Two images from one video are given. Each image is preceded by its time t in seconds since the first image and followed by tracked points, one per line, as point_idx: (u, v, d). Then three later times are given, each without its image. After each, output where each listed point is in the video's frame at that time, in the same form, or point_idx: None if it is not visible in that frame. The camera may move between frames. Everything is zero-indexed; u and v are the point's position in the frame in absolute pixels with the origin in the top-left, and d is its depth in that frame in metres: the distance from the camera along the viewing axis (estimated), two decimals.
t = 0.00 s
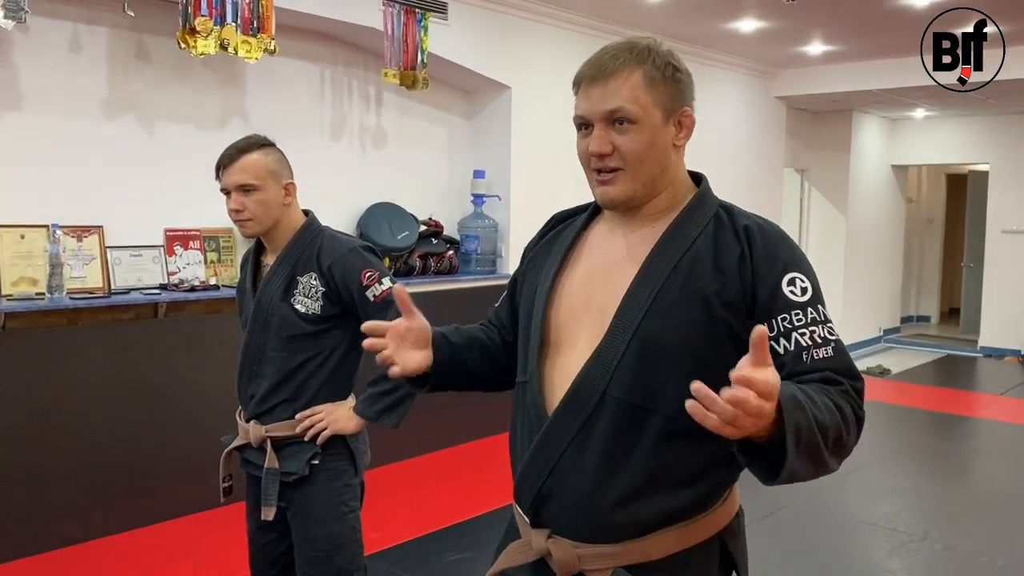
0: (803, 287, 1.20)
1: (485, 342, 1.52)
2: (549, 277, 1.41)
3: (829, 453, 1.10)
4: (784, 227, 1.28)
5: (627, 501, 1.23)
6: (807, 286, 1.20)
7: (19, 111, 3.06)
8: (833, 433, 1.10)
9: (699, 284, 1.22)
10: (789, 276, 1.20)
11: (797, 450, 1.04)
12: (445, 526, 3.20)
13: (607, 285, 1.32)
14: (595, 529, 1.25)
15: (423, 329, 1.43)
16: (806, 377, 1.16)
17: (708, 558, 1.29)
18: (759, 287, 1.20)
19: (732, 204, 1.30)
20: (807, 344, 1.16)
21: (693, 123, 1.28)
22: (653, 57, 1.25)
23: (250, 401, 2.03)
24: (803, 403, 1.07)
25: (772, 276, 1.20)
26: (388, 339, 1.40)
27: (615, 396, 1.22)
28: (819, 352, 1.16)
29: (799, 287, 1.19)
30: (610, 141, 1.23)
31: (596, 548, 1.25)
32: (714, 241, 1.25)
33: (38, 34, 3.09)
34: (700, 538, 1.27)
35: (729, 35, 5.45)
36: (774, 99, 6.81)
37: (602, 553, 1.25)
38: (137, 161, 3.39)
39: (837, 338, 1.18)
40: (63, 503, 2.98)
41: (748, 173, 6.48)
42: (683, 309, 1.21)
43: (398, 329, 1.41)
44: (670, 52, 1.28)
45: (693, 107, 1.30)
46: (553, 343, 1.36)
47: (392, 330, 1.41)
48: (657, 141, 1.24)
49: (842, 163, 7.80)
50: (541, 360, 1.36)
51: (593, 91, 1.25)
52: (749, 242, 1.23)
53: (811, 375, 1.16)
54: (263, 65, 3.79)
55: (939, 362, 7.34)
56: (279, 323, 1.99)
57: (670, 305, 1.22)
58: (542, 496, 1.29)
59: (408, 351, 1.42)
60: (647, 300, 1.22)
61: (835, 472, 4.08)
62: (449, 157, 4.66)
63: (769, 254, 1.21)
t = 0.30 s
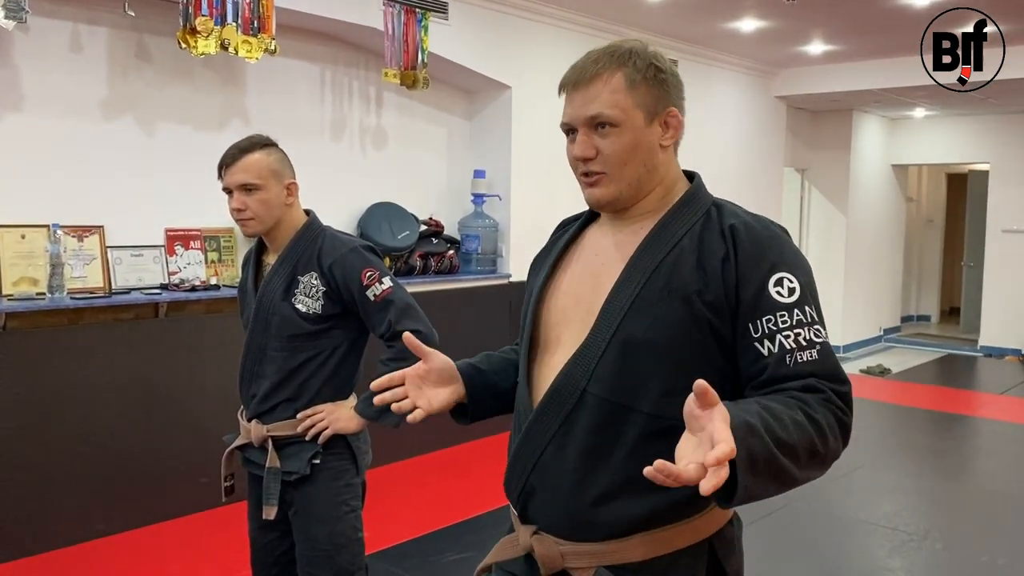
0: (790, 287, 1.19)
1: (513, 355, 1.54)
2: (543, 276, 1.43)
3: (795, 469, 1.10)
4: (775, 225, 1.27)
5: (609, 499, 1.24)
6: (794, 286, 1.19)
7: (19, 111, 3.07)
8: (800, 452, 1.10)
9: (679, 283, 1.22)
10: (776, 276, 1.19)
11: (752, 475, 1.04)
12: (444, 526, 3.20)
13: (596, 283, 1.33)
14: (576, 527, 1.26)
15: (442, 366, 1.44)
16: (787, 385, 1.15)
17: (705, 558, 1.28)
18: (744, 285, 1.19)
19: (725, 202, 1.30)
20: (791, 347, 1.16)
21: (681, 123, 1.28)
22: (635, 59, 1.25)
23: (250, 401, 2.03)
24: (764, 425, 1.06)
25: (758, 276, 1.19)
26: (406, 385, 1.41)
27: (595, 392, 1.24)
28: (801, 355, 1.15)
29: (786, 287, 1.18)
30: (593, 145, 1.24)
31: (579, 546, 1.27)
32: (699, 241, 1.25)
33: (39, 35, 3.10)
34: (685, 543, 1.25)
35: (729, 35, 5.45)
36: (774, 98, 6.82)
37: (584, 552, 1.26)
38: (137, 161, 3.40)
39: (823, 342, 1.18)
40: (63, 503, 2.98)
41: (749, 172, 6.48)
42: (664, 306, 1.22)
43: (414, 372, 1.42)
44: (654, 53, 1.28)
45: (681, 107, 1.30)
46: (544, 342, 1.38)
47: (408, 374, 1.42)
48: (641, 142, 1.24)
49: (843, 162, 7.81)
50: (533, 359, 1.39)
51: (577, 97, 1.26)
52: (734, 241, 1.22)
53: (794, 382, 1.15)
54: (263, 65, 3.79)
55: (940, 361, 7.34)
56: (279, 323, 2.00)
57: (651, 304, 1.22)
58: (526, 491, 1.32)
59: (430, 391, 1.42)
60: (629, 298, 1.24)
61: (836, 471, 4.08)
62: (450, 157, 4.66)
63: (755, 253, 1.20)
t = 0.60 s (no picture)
0: (785, 271, 1.17)
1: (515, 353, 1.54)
2: (544, 273, 1.44)
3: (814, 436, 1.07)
4: (771, 213, 1.25)
5: (599, 490, 1.24)
6: (790, 270, 1.17)
7: (22, 110, 3.07)
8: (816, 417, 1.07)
9: (667, 272, 1.22)
10: (770, 261, 1.17)
11: (768, 420, 1.00)
12: (447, 524, 3.20)
13: (592, 277, 1.33)
14: (567, 518, 1.27)
15: (450, 301, 1.51)
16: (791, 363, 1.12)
17: (697, 565, 1.28)
18: (736, 273, 1.18)
19: (723, 193, 1.28)
20: (790, 330, 1.13)
21: (677, 122, 1.27)
22: (625, 60, 1.25)
23: (254, 398, 2.04)
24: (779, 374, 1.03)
25: (751, 262, 1.18)
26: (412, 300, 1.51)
27: (584, 382, 1.25)
28: (802, 337, 1.13)
29: (781, 272, 1.17)
30: (588, 150, 1.24)
31: (570, 538, 1.28)
32: (690, 230, 1.24)
33: (42, 33, 3.10)
34: (677, 541, 1.25)
35: (731, 33, 5.44)
36: (777, 97, 6.81)
37: (574, 544, 1.27)
38: (140, 159, 3.40)
39: (823, 323, 1.15)
40: (66, 501, 2.99)
41: (752, 171, 6.48)
42: (652, 296, 1.22)
43: (423, 293, 1.52)
44: (647, 53, 1.28)
45: (678, 107, 1.29)
46: (542, 336, 1.38)
47: (418, 293, 1.52)
48: (635, 144, 1.24)
49: (845, 161, 7.80)
50: (531, 354, 1.41)
51: (569, 103, 1.27)
52: (724, 229, 1.21)
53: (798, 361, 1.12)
54: (265, 63, 3.79)
55: (942, 360, 7.33)
56: (283, 321, 2.00)
57: (640, 294, 1.23)
58: (519, 482, 1.34)
59: (429, 316, 1.50)
60: (617, 289, 1.24)
61: (838, 470, 4.08)
62: (452, 156, 4.66)
63: (747, 242, 1.19)
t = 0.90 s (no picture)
0: (794, 277, 1.18)
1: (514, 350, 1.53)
2: (547, 270, 1.43)
3: (830, 448, 1.11)
4: (776, 217, 1.26)
5: (600, 489, 1.24)
6: (799, 275, 1.18)
7: (26, 108, 3.07)
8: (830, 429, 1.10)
9: (673, 274, 1.22)
10: (780, 266, 1.18)
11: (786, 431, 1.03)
12: (449, 523, 3.20)
13: (596, 276, 1.33)
14: (568, 516, 1.27)
15: (435, 342, 1.48)
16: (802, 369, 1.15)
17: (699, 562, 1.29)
18: (745, 277, 1.19)
19: (728, 194, 1.29)
20: (800, 336, 1.15)
21: (689, 122, 1.28)
22: (643, 56, 1.25)
23: (259, 396, 2.04)
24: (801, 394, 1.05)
25: (761, 266, 1.18)
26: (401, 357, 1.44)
27: (588, 381, 1.24)
28: (812, 343, 1.15)
29: (790, 277, 1.18)
30: (599, 143, 1.24)
31: (570, 535, 1.28)
32: (696, 231, 1.24)
33: (46, 32, 3.10)
34: (675, 538, 1.25)
35: (734, 32, 5.44)
36: (780, 96, 6.80)
37: (575, 541, 1.27)
38: (143, 158, 3.40)
39: (831, 329, 1.17)
40: (70, 499, 2.99)
41: (755, 170, 6.47)
42: (658, 296, 1.21)
43: (409, 347, 1.45)
44: (665, 52, 1.28)
45: (690, 107, 1.29)
46: (545, 334, 1.38)
47: (404, 348, 1.45)
48: (647, 141, 1.24)
49: (849, 160, 7.79)
50: (532, 351, 1.40)
51: (584, 93, 1.26)
52: (732, 233, 1.21)
53: (807, 366, 1.15)
54: (268, 62, 3.79)
55: (945, 359, 7.32)
56: (289, 319, 2.00)
57: (646, 294, 1.22)
58: (520, 479, 1.33)
59: (423, 365, 1.44)
60: (623, 289, 1.24)
61: (840, 469, 4.08)
62: (455, 154, 4.66)
63: (756, 245, 1.19)
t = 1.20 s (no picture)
0: (809, 276, 1.21)
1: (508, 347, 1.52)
2: (552, 270, 1.43)
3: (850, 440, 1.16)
4: (786, 217, 1.28)
5: (620, 488, 1.23)
6: (813, 276, 1.21)
7: (29, 106, 3.08)
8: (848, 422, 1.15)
9: (694, 275, 1.22)
10: (796, 266, 1.21)
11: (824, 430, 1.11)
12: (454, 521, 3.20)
13: (607, 276, 1.33)
14: (586, 515, 1.26)
15: (416, 328, 1.44)
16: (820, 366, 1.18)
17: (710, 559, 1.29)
18: (764, 277, 1.21)
19: (736, 195, 1.30)
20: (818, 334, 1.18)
21: (700, 123, 1.29)
22: (662, 55, 1.25)
23: (263, 395, 2.03)
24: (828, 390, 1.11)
25: (779, 266, 1.20)
26: (378, 342, 1.41)
27: (608, 382, 1.23)
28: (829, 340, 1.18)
29: (806, 277, 1.21)
30: (617, 141, 1.23)
31: (589, 534, 1.27)
32: (713, 232, 1.25)
33: (50, 30, 3.10)
34: (692, 531, 1.26)
35: (737, 32, 5.43)
36: (784, 96, 6.79)
37: (595, 539, 1.26)
38: (147, 156, 3.40)
39: (844, 327, 1.21)
40: (73, 496, 2.99)
41: (758, 170, 6.46)
42: (678, 297, 1.22)
43: (386, 332, 1.43)
44: (679, 51, 1.28)
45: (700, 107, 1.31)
46: (554, 334, 1.38)
47: (383, 333, 1.43)
48: (663, 142, 1.24)
49: (852, 160, 7.78)
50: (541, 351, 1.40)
51: (601, 91, 1.26)
52: (749, 234, 1.23)
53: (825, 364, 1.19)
54: (272, 60, 3.79)
55: (948, 359, 7.31)
56: (294, 317, 2.00)
57: (666, 294, 1.22)
58: (536, 480, 1.31)
59: (401, 352, 1.42)
60: (642, 291, 1.24)
61: (843, 469, 4.07)
62: (458, 153, 4.66)
63: (773, 246, 1.21)
